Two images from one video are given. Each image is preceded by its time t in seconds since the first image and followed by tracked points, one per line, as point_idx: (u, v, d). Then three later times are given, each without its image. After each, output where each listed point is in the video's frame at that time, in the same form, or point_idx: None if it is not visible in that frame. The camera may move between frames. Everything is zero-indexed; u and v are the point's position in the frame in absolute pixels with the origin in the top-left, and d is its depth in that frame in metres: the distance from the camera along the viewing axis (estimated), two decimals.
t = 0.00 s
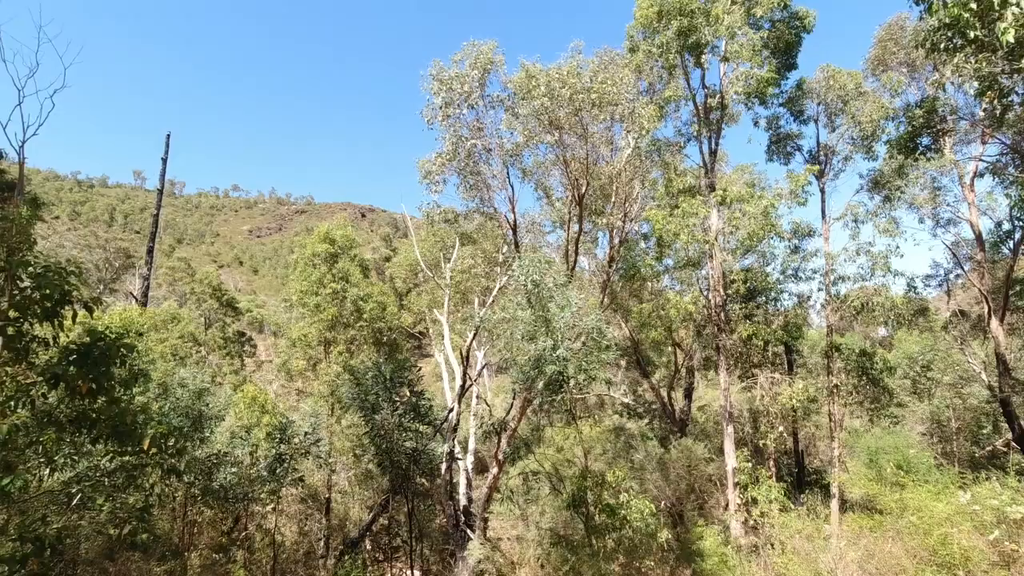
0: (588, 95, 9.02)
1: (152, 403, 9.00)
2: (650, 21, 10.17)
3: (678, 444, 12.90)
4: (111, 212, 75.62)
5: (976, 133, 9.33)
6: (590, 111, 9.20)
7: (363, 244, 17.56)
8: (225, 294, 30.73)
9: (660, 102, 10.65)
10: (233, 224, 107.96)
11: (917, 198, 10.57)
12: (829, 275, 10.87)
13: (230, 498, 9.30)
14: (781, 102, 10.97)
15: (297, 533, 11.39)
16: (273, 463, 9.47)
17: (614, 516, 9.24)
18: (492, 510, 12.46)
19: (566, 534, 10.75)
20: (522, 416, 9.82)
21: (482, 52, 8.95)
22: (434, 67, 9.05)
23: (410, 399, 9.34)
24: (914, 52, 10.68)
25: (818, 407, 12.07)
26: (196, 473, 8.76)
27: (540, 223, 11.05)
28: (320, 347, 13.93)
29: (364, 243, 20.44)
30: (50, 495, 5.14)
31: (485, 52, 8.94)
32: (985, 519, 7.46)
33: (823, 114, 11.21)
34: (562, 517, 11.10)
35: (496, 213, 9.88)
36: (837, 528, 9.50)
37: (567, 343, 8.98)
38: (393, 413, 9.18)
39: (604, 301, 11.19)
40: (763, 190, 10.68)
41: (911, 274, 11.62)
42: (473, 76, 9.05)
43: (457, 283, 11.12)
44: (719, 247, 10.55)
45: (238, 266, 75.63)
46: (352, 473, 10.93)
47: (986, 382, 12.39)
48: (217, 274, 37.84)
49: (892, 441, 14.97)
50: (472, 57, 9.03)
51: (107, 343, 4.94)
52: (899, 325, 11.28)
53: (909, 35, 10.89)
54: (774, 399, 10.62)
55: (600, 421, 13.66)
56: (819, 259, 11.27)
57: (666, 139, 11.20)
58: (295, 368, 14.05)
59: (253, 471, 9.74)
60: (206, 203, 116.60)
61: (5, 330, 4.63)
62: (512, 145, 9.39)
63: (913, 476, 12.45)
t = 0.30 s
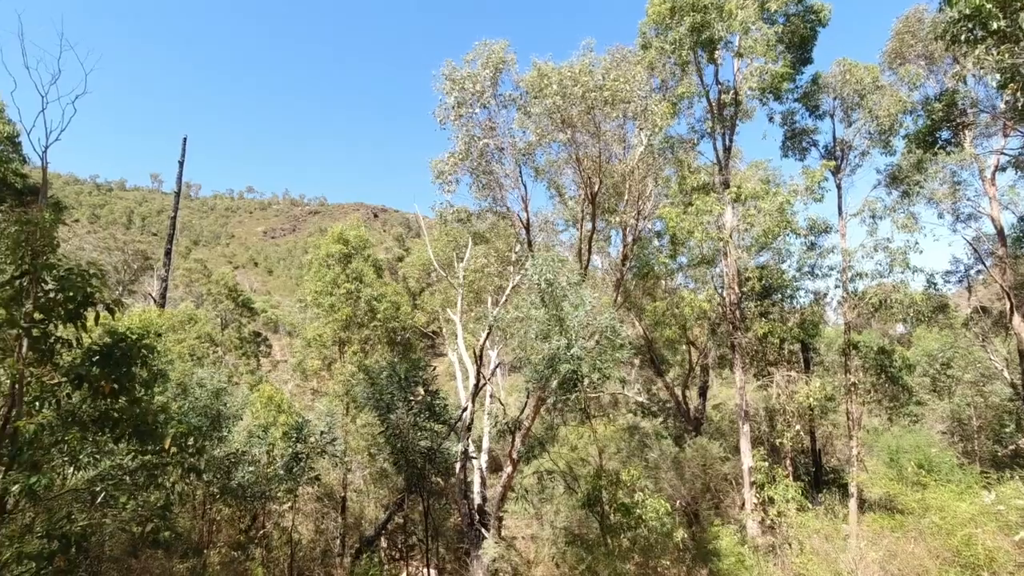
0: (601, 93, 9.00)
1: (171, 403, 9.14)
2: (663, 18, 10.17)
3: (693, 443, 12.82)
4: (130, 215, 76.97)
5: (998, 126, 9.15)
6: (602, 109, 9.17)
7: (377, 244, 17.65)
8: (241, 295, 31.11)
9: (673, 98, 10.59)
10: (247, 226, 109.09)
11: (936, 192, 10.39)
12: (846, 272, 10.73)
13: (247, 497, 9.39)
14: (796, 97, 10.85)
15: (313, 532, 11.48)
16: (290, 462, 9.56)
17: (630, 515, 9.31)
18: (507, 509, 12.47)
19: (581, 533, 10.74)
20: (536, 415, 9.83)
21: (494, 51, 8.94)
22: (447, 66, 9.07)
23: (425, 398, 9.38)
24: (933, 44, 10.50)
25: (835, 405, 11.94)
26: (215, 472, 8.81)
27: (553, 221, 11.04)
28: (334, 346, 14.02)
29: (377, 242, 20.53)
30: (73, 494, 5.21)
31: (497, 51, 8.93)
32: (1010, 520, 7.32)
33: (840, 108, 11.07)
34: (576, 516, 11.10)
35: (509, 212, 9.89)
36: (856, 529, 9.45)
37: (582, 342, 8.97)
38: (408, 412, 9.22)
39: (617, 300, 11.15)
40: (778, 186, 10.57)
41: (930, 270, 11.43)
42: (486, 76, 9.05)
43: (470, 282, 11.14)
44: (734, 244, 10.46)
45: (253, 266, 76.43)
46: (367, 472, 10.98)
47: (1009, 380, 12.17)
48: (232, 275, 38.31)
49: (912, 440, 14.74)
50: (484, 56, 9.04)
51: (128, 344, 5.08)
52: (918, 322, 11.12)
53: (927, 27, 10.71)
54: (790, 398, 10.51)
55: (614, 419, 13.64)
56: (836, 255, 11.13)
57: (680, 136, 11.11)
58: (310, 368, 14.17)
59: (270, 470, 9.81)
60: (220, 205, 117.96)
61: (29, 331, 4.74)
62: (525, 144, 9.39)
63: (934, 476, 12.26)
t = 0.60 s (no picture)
0: (614, 91, 8.95)
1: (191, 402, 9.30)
2: (677, 15, 10.10)
3: (709, 442, 12.74)
4: (148, 217, 78.25)
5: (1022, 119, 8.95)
6: (616, 107, 9.12)
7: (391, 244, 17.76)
8: (258, 296, 31.51)
9: (687, 96, 10.51)
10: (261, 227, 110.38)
11: (958, 187, 10.19)
12: (864, 269, 10.58)
13: (265, 495, 9.50)
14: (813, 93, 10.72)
15: (330, 530, 11.34)
16: (307, 461, 9.65)
17: (645, 514, 9.29)
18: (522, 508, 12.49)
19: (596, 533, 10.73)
20: (551, 414, 9.82)
21: (507, 51, 8.95)
22: (460, 66, 9.09)
23: (441, 398, 9.42)
24: (954, 37, 10.31)
25: (854, 405, 11.78)
26: (234, 471, 8.91)
27: (567, 220, 11.03)
28: (350, 346, 14.12)
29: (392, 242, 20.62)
30: (98, 492, 5.32)
31: (510, 51, 8.93)
32: None
33: (858, 103, 10.91)
34: (592, 516, 11.09)
35: (523, 211, 9.89)
36: (877, 530, 9.34)
37: (596, 341, 8.93)
38: (424, 411, 9.26)
39: (632, 298, 11.10)
40: (795, 183, 10.45)
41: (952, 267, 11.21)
42: (499, 75, 9.06)
43: (485, 281, 11.15)
44: (750, 242, 10.37)
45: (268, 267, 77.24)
46: (383, 471, 11.04)
47: None
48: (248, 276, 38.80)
49: (934, 439, 14.50)
50: (497, 56, 9.04)
51: (150, 344, 5.20)
52: (939, 321, 10.93)
53: (948, 19, 10.51)
54: (808, 397, 10.39)
55: (629, 419, 13.59)
56: (855, 252, 10.98)
57: (694, 134, 11.04)
58: (326, 367, 14.29)
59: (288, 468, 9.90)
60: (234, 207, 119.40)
61: (55, 332, 4.86)
62: (539, 143, 9.38)
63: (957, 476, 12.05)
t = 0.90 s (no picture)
0: (628, 89, 8.90)
1: (209, 402, 9.42)
2: (691, 12, 10.04)
3: (725, 442, 12.64)
4: (165, 218, 79.50)
5: None
6: (630, 105, 9.07)
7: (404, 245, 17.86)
8: (273, 296, 31.89)
9: (701, 93, 10.43)
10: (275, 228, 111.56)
11: (980, 183, 9.99)
12: (883, 267, 10.43)
13: (282, 494, 9.58)
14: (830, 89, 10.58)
15: (345, 528, 11.62)
16: (323, 460, 9.73)
17: (660, 515, 9.25)
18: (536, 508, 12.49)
19: (611, 532, 10.69)
20: (565, 414, 9.80)
21: (520, 50, 8.94)
22: (473, 66, 9.10)
23: (456, 397, 9.44)
24: (975, 30, 10.12)
25: (873, 405, 11.61)
26: (252, 469, 9.00)
27: (581, 219, 11.00)
28: (364, 346, 14.22)
29: (406, 242, 20.73)
30: (120, 489, 5.41)
31: (523, 50, 8.92)
32: None
33: (876, 99, 10.75)
34: (606, 516, 11.09)
35: (536, 211, 9.88)
36: (897, 530, 9.24)
37: (611, 341, 8.88)
38: (439, 411, 9.28)
39: (647, 298, 11.05)
40: (812, 180, 10.32)
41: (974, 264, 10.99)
42: (512, 75, 9.06)
43: (498, 281, 11.16)
44: (766, 240, 10.27)
45: (283, 268, 78.00)
46: (398, 470, 11.08)
47: None
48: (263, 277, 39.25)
49: (956, 440, 14.24)
50: (511, 55, 9.04)
51: (170, 344, 5.29)
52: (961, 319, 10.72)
53: (969, 12, 10.31)
54: (826, 396, 10.25)
55: (643, 418, 13.53)
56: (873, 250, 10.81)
57: (709, 132, 10.95)
58: (341, 367, 14.39)
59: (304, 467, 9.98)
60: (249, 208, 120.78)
61: (80, 332, 4.95)
62: (552, 142, 9.37)
63: (980, 477, 11.84)
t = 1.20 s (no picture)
0: (640, 87, 8.85)
1: (226, 401, 9.54)
2: (704, 8, 9.98)
3: (739, 442, 12.55)
4: (181, 220, 80.70)
5: None
6: (643, 103, 9.02)
7: (417, 244, 17.93)
8: (288, 296, 32.29)
9: (715, 90, 10.35)
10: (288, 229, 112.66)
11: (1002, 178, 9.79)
12: (901, 265, 10.27)
13: (298, 492, 9.66)
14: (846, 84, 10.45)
15: (359, 526, 11.68)
16: (338, 459, 9.80)
17: (675, 515, 9.26)
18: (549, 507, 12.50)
19: (625, 532, 10.65)
20: (578, 413, 9.78)
21: (532, 49, 8.94)
22: (485, 66, 9.11)
23: (469, 396, 9.46)
24: (996, 22, 9.92)
25: (892, 404, 11.45)
26: (268, 468, 9.10)
27: (593, 218, 10.98)
28: (378, 346, 14.31)
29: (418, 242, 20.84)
30: (140, 487, 5.46)
31: (535, 49, 8.92)
32: None
33: (894, 94, 10.59)
34: (620, 515, 11.06)
35: (549, 210, 9.87)
36: (916, 532, 9.12)
37: (624, 340, 8.85)
38: (453, 410, 9.31)
39: (660, 296, 11.00)
40: (828, 177, 10.20)
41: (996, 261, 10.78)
42: (524, 74, 9.05)
43: (511, 281, 11.17)
44: (781, 238, 10.17)
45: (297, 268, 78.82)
46: (412, 469, 11.13)
47: None
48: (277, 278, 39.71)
49: (978, 440, 13.97)
50: (522, 54, 9.03)
51: (188, 344, 5.37)
52: (982, 317, 10.55)
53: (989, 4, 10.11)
54: (842, 396, 10.14)
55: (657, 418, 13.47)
56: (891, 247, 10.66)
57: (723, 129, 10.87)
58: (355, 366, 14.49)
59: (319, 466, 10.06)
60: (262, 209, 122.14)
61: (101, 332, 5.05)
62: (564, 141, 9.35)
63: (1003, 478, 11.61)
